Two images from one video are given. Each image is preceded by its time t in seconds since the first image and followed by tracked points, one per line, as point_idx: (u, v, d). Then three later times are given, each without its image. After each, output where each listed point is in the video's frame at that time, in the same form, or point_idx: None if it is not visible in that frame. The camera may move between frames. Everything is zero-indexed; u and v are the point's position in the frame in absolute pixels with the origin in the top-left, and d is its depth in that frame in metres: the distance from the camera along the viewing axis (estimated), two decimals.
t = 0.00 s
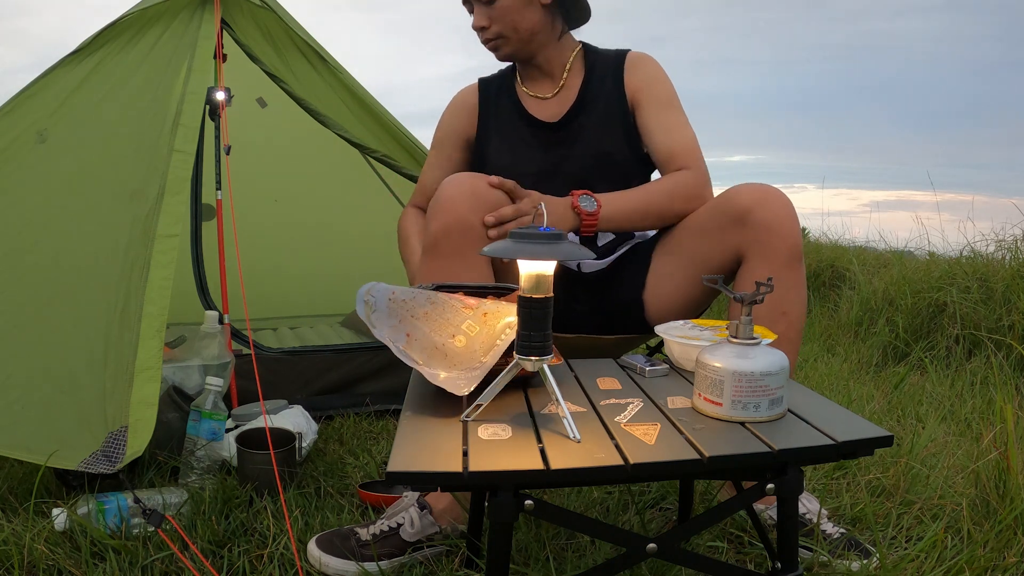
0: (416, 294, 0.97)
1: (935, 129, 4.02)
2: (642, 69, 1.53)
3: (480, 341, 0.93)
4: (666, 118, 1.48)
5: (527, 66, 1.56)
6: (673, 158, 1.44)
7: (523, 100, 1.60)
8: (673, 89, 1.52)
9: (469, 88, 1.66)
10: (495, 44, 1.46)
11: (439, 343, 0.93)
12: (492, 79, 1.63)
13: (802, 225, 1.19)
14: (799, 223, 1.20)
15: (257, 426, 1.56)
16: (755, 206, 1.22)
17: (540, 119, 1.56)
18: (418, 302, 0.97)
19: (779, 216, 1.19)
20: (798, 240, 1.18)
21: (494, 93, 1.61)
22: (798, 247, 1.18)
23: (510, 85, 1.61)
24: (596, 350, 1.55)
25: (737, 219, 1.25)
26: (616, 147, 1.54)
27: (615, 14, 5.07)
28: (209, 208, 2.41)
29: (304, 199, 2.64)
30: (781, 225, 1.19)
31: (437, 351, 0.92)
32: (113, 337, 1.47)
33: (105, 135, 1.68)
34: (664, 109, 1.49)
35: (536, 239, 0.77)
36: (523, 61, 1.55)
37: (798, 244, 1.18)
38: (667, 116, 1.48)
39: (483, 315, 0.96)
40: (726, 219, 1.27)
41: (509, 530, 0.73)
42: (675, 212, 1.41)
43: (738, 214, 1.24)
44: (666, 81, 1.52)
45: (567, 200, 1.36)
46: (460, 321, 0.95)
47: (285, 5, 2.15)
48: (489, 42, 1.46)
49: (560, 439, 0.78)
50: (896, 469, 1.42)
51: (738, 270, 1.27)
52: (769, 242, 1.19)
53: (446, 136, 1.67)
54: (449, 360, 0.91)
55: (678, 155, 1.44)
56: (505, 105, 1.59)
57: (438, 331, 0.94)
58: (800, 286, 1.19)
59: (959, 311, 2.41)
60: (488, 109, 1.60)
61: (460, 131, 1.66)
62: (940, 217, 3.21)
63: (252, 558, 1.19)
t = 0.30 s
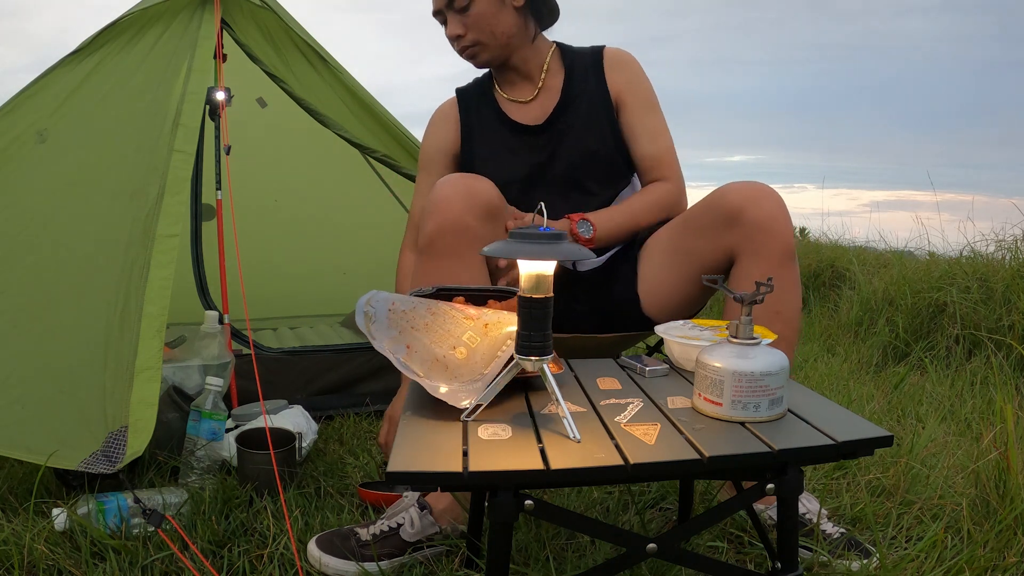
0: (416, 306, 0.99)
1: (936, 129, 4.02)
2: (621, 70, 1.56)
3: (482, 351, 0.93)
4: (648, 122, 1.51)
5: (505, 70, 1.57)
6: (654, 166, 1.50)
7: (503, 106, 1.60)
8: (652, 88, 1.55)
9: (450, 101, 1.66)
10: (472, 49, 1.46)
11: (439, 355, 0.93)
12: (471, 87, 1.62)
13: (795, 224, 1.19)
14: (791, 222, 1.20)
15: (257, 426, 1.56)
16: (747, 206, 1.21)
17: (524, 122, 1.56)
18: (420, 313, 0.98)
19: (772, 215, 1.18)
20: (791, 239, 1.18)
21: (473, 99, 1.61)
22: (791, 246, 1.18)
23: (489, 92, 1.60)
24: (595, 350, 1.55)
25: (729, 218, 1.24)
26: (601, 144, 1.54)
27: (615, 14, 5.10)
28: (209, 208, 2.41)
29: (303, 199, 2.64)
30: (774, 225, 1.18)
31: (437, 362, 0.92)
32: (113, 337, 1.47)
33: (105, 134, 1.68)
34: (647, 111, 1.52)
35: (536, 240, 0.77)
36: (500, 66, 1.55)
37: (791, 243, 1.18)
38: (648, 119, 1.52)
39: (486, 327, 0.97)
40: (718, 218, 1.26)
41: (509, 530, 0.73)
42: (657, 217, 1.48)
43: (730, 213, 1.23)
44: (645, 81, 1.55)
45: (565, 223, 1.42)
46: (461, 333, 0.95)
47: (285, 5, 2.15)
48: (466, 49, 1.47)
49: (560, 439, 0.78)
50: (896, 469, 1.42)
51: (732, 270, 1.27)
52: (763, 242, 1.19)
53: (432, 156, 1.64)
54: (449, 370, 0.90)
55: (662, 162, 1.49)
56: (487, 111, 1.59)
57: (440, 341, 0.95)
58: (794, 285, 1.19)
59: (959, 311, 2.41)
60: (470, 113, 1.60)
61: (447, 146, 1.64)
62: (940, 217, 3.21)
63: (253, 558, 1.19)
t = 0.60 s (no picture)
0: (417, 307, 0.99)
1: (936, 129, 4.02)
2: (612, 70, 1.56)
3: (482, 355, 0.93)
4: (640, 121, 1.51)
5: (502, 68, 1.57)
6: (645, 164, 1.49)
7: (499, 107, 1.60)
8: (643, 88, 1.55)
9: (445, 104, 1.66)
10: (495, 32, 1.46)
11: (439, 357, 0.93)
12: (463, 91, 1.63)
13: (792, 224, 1.19)
14: (789, 222, 1.19)
15: (257, 426, 1.56)
16: (743, 205, 1.21)
17: (518, 124, 1.57)
18: (421, 314, 0.98)
19: (768, 214, 1.18)
20: (787, 239, 1.17)
21: (468, 102, 1.62)
22: (788, 246, 1.17)
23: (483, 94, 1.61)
24: (595, 349, 1.55)
25: (725, 218, 1.24)
26: (594, 141, 1.54)
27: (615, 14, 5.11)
28: (209, 208, 2.41)
29: (303, 199, 2.64)
30: (771, 224, 1.18)
31: (437, 364, 0.91)
32: (113, 337, 1.47)
33: (105, 134, 1.68)
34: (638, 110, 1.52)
35: (537, 240, 0.78)
36: (504, 61, 1.54)
37: (788, 243, 1.17)
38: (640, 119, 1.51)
39: (487, 331, 0.97)
40: (713, 218, 1.26)
41: (509, 530, 0.73)
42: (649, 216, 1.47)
43: (727, 213, 1.23)
44: (638, 81, 1.56)
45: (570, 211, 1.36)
46: (461, 336, 0.95)
47: (285, 5, 2.15)
48: (487, 31, 1.46)
49: (560, 439, 0.78)
50: (896, 469, 1.42)
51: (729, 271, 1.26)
52: (759, 242, 1.19)
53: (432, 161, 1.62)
54: (448, 372, 0.90)
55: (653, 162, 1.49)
56: (482, 112, 1.60)
57: (440, 343, 0.94)
58: (791, 286, 1.18)
59: (959, 311, 2.41)
60: (464, 116, 1.60)
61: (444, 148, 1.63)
62: (940, 217, 3.21)
63: (252, 558, 1.19)
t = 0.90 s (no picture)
0: (417, 307, 0.99)
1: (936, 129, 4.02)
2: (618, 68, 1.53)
3: (481, 355, 0.93)
4: (626, 107, 1.43)
5: (518, 62, 1.57)
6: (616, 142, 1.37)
7: (505, 102, 1.61)
8: (647, 84, 1.50)
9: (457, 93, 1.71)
10: (527, 22, 1.45)
11: (439, 357, 0.93)
12: (477, 84, 1.66)
13: (786, 223, 1.18)
14: (784, 222, 1.19)
15: (257, 426, 1.56)
16: (737, 206, 1.21)
17: (517, 122, 1.57)
18: (420, 314, 0.98)
19: (763, 214, 1.18)
20: (782, 239, 1.17)
21: (477, 96, 1.64)
22: (783, 245, 1.17)
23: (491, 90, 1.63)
24: (595, 349, 1.55)
25: (718, 219, 1.24)
26: (589, 143, 1.52)
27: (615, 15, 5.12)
28: (209, 208, 2.41)
29: (303, 199, 2.64)
30: (765, 224, 1.18)
31: (436, 363, 0.91)
32: (113, 337, 1.47)
33: (105, 133, 1.68)
34: (633, 100, 1.45)
35: (536, 239, 0.77)
36: (527, 54, 1.54)
37: (783, 243, 1.17)
38: (627, 106, 1.43)
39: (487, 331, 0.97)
40: (706, 219, 1.26)
41: (509, 530, 0.73)
42: (611, 201, 1.31)
43: (721, 214, 1.23)
44: (642, 76, 1.51)
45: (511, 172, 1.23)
46: (461, 336, 0.95)
47: (285, 5, 2.15)
48: (522, 18, 1.45)
49: (560, 439, 0.78)
50: (896, 469, 1.42)
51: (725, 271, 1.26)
52: (754, 242, 1.19)
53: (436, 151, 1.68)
54: (447, 373, 0.90)
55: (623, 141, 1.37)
56: (488, 107, 1.62)
57: (440, 343, 0.94)
58: (787, 287, 1.18)
59: (959, 311, 2.41)
60: (471, 109, 1.63)
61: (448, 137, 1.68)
62: (941, 217, 3.21)
63: (252, 558, 1.19)
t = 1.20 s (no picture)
0: (417, 308, 0.99)
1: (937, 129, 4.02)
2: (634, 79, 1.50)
3: (481, 357, 0.93)
4: (626, 127, 1.41)
5: (537, 55, 1.54)
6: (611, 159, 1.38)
7: (522, 96, 1.59)
8: (658, 102, 1.48)
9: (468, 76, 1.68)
10: (548, 15, 1.43)
11: (438, 358, 0.93)
12: (494, 71, 1.64)
13: (785, 223, 1.19)
14: (783, 222, 1.19)
15: (257, 426, 1.56)
16: (736, 206, 1.21)
17: (530, 118, 1.56)
18: (420, 314, 0.98)
19: (763, 214, 1.18)
20: (781, 239, 1.17)
21: (491, 84, 1.62)
22: (782, 246, 1.17)
23: (507, 80, 1.61)
24: (595, 349, 1.55)
25: (716, 220, 1.24)
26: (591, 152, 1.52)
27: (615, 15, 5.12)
28: (209, 208, 2.41)
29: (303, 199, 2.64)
30: (764, 224, 1.18)
31: (435, 364, 0.91)
32: (113, 337, 1.47)
33: (106, 133, 1.68)
34: (637, 119, 1.43)
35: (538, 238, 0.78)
36: (547, 48, 1.52)
37: (782, 243, 1.17)
38: (628, 125, 1.42)
39: (487, 333, 0.97)
40: (705, 220, 1.26)
41: (509, 530, 0.73)
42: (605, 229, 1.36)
43: (719, 214, 1.23)
44: (656, 91, 1.48)
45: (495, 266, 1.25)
46: (461, 337, 0.95)
47: (285, 5, 2.15)
48: (545, 11, 1.42)
49: (560, 439, 0.78)
50: (896, 469, 1.42)
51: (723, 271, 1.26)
52: (752, 242, 1.19)
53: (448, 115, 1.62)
54: (447, 373, 0.90)
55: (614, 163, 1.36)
56: (502, 96, 1.60)
57: (439, 343, 0.94)
58: (786, 288, 1.18)
59: (959, 311, 2.41)
60: (484, 98, 1.62)
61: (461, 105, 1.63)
62: (940, 217, 3.21)
63: (252, 558, 1.19)
